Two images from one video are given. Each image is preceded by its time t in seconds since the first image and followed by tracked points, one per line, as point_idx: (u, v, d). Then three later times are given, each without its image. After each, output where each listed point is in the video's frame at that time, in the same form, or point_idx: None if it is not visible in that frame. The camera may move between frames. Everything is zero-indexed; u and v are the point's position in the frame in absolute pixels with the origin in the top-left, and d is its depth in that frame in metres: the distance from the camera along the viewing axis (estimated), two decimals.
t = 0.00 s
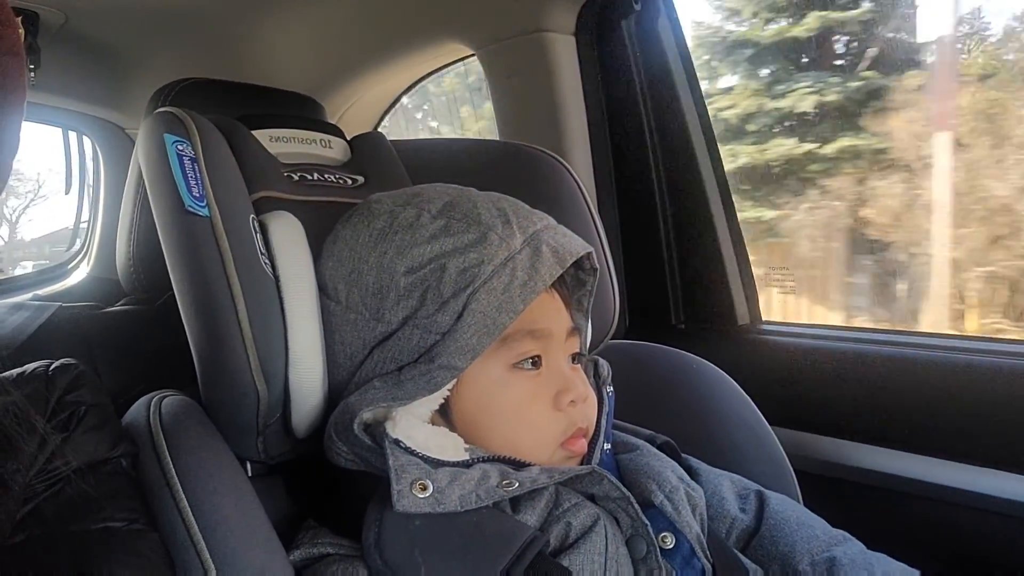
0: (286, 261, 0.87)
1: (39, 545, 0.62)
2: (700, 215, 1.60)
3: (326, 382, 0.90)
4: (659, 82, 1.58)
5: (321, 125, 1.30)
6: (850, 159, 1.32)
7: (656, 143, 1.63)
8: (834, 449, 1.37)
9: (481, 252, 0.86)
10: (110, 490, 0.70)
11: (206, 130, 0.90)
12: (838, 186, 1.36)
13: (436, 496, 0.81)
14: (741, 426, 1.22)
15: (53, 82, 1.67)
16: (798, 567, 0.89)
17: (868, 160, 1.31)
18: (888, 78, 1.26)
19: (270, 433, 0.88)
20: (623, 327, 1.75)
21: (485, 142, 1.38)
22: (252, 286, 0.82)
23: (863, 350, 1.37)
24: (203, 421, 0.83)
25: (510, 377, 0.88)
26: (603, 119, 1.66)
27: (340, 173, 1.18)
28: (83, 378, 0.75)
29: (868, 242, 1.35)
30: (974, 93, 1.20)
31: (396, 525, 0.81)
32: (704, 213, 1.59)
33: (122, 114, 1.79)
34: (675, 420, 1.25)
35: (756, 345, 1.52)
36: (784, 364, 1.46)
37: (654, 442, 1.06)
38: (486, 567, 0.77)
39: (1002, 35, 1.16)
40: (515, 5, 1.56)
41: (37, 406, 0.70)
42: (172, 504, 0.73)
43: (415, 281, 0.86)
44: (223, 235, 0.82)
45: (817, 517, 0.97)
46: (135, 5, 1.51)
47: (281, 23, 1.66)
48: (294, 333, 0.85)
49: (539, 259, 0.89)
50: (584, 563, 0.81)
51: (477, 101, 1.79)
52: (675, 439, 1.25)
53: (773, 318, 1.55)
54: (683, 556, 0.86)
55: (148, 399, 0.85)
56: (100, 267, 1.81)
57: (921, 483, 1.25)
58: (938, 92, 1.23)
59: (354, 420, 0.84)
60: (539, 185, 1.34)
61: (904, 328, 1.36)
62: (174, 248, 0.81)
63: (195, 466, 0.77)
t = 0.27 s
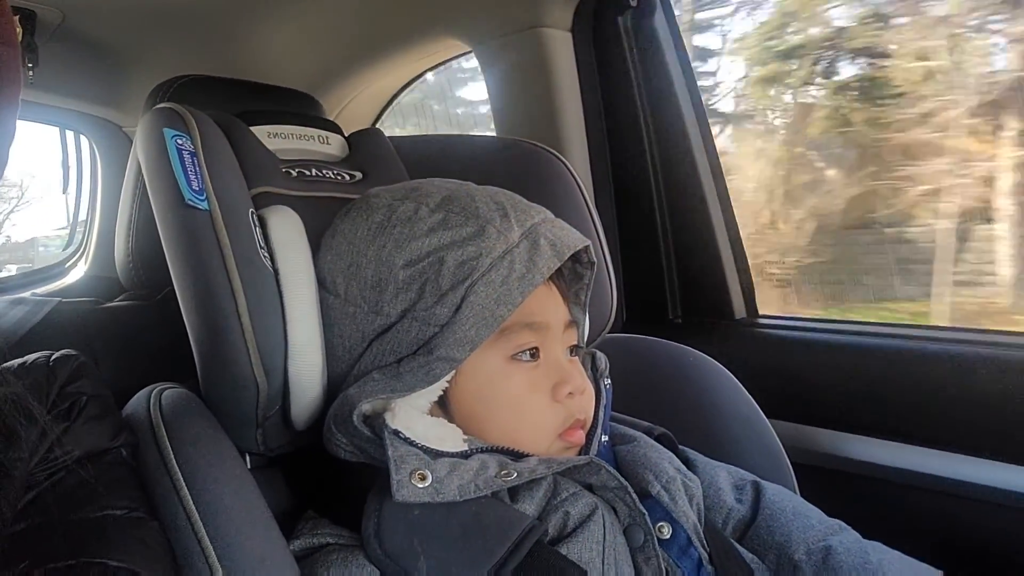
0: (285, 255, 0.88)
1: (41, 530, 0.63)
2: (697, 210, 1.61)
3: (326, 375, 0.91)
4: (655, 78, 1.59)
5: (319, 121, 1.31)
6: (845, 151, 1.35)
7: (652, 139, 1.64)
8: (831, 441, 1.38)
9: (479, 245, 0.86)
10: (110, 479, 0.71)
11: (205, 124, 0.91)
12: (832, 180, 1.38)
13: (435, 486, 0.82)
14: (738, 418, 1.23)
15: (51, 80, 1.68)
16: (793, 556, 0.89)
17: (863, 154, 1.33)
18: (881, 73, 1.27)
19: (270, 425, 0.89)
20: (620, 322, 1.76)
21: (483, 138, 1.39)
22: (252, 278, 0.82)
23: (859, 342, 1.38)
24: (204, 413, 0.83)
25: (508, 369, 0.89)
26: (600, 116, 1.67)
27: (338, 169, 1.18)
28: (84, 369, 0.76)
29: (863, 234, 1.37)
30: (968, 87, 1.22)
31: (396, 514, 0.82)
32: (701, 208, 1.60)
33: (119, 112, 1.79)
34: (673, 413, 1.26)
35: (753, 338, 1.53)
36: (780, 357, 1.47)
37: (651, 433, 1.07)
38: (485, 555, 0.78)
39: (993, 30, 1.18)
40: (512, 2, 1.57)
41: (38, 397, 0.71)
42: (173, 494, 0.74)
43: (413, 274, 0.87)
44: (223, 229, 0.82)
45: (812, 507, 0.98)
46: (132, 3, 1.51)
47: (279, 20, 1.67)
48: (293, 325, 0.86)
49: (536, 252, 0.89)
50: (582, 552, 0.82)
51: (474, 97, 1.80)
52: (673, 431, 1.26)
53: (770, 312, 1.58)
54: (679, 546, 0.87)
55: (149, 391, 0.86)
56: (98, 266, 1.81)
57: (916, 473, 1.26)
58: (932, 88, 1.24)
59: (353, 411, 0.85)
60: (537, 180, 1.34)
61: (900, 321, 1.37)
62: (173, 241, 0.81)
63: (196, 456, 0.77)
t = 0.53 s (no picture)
0: (288, 255, 0.88)
1: (43, 535, 0.63)
2: (697, 210, 1.61)
3: (328, 375, 0.91)
4: (655, 78, 1.59)
5: (319, 121, 1.31)
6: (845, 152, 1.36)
7: (652, 138, 1.64)
8: (830, 441, 1.39)
9: (481, 245, 0.86)
10: (114, 481, 0.71)
11: (207, 124, 0.91)
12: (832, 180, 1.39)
13: (439, 486, 0.82)
14: (739, 418, 1.23)
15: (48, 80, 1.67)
16: (795, 557, 0.90)
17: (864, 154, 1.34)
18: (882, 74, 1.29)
19: (272, 426, 0.89)
20: (619, 321, 1.76)
21: (483, 137, 1.39)
22: (255, 279, 0.82)
23: (860, 343, 1.39)
24: (207, 413, 0.83)
25: (511, 368, 0.89)
26: (599, 116, 1.67)
27: (338, 169, 1.18)
28: (87, 368, 0.75)
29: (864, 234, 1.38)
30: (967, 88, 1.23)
31: (399, 514, 0.82)
32: (700, 208, 1.60)
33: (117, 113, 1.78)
34: (673, 413, 1.26)
35: (753, 338, 1.54)
36: (780, 357, 1.48)
37: (653, 433, 1.07)
38: (488, 555, 0.78)
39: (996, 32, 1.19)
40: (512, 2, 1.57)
41: (40, 398, 0.70)
42: (176, 495, 0.74)
43: (416, 274, 0.87)
44: (225, 229, 0.82)
45: (813, 507, 0.98)
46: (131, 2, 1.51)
47: (278, 19, 1.66)
48: (296, 326, 0.86)
49: (539, 251, 0.89)
50: (585, 552, 0.82)
51: (473, 97, 1.80)
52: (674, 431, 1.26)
53: (769, 311, 1.58)
54: (682, 546, 0.87)
55: (151, 391, 0.86)
56: (94, 267, 1.81)
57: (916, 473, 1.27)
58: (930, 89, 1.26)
59: (357, 412, 0.84)
60: (537, 180, 1.34)
61: (900, 321, 1.38)
62: (175, 242, 0.81)
63: (199, 457, 0.77)
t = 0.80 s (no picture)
0: (283, 251, 0.88)
1: (40, 536, 0.62)
2: (692, 204, 1.61)
3: (324, 370, 0.91)
4: (650, 73, 1.59)
5: (314, 117, 1.31)
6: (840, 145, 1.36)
7: (647, 133, 1.64)
8: (827, 433, 1.39)
9: (476, 239, 0.86)
10: (106, 479, 0.71)
11: (200, 119, 0.91)
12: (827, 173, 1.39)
13: (435, 479, 0.82)
14: (735, 410, 1.24)
15: (43, 80, 1.67)
16: (792, 547, 0.90)
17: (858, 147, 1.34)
18: (873, 70, 1.28)
19: (268, 421, 0.89)
20: (616, 316, 1.76)
21: (478, 133, 1.39)
22: (249, 273, 0.82)
23: (857, 336, 1.39)
24: (203, 408, 0.83)
25: (507, 362, 0.89)
26: (595, 111, 1.67)
27: (333, 165, 1.18)
28: (80, 366, 0.75)
29: (859, 227, 1.38)
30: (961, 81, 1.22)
31: (395, 507, 0.82)
32: (696, 203, 1.60)
33: (111, 113, 1.78)
34: (670, 406, 1.26)
35: (749, 332, 1.54)
36: (776, 351, 1.48)
37: (649, 426, 1.07)
38: (485, 547, 0.78)
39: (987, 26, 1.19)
40: None
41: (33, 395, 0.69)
42: (171, 491, 0.74)
43: (411, 268, 0.87)
44: (219, 224, 0.82)
45: (809, 498, 0.98)
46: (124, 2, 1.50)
47: (272, 18, 1.66)
48: (291, 321, 0.86)
49: (534, 245, 0.89)
50: (582, 543, 0.82)
51: (468, 93, 1.80)
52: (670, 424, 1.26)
53: (766, 305, 1.59)
54: (679, 537, 0.87)
55: (146, 387, 0.86)
56: (90, 267, 1.81)
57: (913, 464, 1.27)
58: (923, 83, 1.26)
59: (352, 406, 0.85)
60: (533, 175, 1.34)
61: (897, 314, 1.38)
62: (168, 237, 0.81)
63: (194, 453, 0.77)
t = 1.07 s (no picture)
0: (280, 248, 0.88)
1: (35, 529, 0.63)
2: (686, 203, 1.62)
3: (321, 367, 0.91)
4: (643, 72, 1.60)
5: (309, 116, 1.31)
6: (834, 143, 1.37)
7: (640, 132, 1.65)
8: (822, 430, 1.40)
9: (472, 235, 0.87)
10: (106, 474, 0.71)
11: (196, 117, 0.91)
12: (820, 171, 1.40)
13: (433, 474, 0.82)
14: (729, 407, 1.24)
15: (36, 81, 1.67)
16: (787, 541, 0.91)
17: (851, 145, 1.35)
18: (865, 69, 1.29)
19: (266, 419, 0.89)
20: (610, 314, 1.77)
21: (473, 132, 1.39)
22: (246, 271, 0.83)
23: (850, 332, 1.40)
24: (201, 405, 0.84)
25: (503, 357, 0.90)
26: (588, 110, 1.67)
27: (328, 164, 1.18)
28: (79, 360, 0.75)
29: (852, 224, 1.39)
30: (952, 79, 1.23)
31: (393, 503, 0.82)
32: (690, 201, 1.61)
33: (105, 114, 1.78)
34: (666, 402, 1.27)
35: (743, 329, 1.55)
36: (770, 348, 1.49)
37: (645, 421, 1.07)
38: (483, 542, 0.79)
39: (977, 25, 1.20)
40: None
41: (30, 392, 0.69)
42: (171, 486, 0.74)
43: (407, 264, 0.87)
44: (217, 222, 0.82)
45: (804, 492, 0.99)
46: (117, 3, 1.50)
47: (265, 19, 1.66)
48: (288, 318, 0.86)
49: (529, 241, 0.90)
50: (579, 537, 0.82)
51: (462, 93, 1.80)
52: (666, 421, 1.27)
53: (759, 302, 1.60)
54: (675, 532, 0.88)
55: (144, 385, 0.86)
56: (85, 269, 1.81)
57: (906, 459, 1.28)
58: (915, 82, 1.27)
59: (350, 402, 0.85)
60: (527, 173, 1.35)
61: (889, 310, 1.39)
62: (165, 234, 0.81)
63: (193, 449, 0.77)
